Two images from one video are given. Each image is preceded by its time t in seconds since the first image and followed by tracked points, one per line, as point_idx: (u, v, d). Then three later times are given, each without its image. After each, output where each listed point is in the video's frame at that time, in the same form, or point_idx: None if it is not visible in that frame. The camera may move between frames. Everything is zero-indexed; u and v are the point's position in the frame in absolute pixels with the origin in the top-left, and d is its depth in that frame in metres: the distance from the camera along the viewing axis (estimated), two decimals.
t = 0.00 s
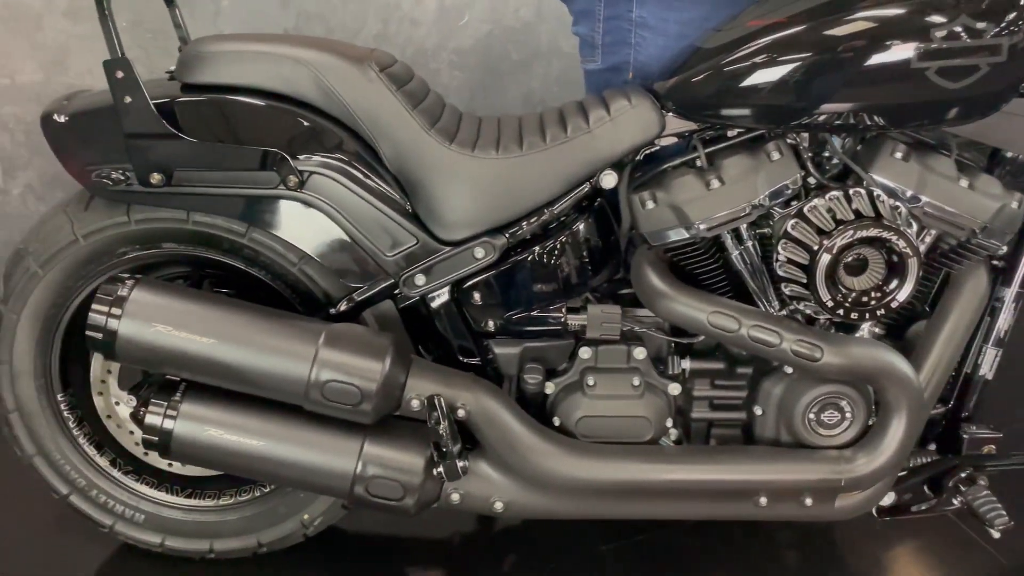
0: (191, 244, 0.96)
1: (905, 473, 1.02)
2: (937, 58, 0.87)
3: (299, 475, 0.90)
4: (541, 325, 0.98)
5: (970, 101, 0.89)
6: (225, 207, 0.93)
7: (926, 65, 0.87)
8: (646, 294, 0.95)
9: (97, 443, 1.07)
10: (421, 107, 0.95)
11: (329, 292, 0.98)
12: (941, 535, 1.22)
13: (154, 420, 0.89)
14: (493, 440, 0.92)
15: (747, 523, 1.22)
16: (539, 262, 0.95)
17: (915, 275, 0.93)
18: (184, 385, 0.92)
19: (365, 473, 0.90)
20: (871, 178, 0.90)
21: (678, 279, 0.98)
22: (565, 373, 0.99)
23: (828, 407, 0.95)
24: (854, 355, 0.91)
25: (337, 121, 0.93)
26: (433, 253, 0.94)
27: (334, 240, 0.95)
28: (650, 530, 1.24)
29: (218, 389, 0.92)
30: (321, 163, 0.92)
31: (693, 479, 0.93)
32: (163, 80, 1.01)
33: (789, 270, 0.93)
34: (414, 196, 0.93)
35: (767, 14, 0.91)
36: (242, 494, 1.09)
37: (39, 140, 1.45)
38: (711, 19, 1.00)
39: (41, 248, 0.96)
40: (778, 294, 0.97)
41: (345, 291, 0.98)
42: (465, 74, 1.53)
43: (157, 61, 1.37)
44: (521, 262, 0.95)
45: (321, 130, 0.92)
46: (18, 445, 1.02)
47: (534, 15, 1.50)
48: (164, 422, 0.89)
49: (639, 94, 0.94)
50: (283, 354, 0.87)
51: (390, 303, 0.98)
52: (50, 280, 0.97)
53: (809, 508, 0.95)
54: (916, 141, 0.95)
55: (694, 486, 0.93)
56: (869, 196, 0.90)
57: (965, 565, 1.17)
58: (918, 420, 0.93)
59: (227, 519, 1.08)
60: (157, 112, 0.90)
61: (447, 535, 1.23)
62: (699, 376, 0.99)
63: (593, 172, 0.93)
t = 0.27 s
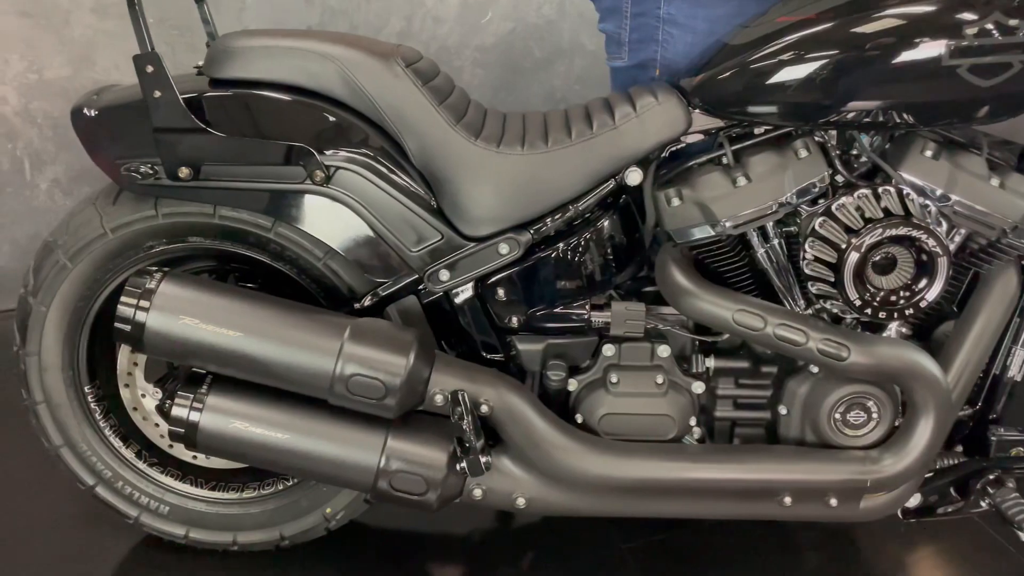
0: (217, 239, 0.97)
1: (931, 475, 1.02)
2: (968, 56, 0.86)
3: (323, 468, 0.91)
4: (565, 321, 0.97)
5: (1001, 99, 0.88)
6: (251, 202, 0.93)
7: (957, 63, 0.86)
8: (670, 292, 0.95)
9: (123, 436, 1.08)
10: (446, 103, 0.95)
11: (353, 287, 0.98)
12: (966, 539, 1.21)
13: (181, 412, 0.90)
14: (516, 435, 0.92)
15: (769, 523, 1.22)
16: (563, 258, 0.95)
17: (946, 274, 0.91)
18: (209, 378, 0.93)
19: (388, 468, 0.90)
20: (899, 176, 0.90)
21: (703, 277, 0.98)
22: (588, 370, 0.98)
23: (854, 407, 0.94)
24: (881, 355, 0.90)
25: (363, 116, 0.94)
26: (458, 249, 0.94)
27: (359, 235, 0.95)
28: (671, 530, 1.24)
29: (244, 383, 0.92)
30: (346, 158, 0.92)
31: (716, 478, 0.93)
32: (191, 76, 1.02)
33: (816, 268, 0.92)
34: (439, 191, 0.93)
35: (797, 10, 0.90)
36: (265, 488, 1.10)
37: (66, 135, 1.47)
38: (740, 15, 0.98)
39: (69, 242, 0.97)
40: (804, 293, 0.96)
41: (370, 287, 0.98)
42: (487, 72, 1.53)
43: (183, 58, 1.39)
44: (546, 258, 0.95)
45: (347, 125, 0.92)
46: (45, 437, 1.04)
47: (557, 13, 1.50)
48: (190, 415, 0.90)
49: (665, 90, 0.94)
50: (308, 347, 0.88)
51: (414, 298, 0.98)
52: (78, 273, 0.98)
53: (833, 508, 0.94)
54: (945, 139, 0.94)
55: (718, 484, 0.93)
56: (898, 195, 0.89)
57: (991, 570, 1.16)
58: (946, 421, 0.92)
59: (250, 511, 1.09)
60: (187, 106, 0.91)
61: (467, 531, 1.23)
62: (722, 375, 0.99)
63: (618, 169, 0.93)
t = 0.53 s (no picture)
0: (247, 233, 0.98)
1: (960, 474, 1.01)
2: (999, 53, 0.85)
3: (349, 461, 0.92)
4: (592, 317, 0.98)
5: None
6: (280, 196, 0.94)
7: (988, 60, 0.85)
8: (698, 289, 0.95)
9: (151, 427, 1.10)
10: (474, 98, 0.95)
11: (380, 282, 0.99)
12: (992, 540, 1.20)
13: (211, 404, 0.91)
14: (541, 430, 0.92)
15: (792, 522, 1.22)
16: (589, 255, 0.95)
17: (975, 273, 0.92)
18: (238, 370, 0.94)
19: (415, 461, 0.91)
20: (929, 174, 0.89)
21: (731, 274, 0.98)
22: (614, 366, 0.98)
23: (883, 406, 0.94)
24: (910, 353, 0.90)
25: (392, 112, 0.94)
26: (485, 244, 0.94)
27: (387, 230, 0.95)
28: (693, 527, 1.24)
29: (272, 376, 0.93)
30: (375, 153, 0.93)
31: (742, 476, 0.93)
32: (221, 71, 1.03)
33: (845, 266, 0.92)
34: (467, 187, 0.93)
35: (826, 6, 0.90)
36: (290, 480, 1.11)
37: (94, 131, 1.49)
38: (768, 11, 0.98)
39: (100, 235, 0.98)
40: (831, 292, 0.96)
41: (396, 282, 0.98)
42: (510, 69, 1.54)
43: (209, 55, 1.40)
44: (572, 254, 0.95)
45: (376, 120, 0.93)
46: (76, 427, 1.05)
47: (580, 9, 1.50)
48: (219, 407, 0.91)
49: (693, 87, 0.94)
50: (337, 341, 0.89)
51: (441, 293, 0.98)
52: (109, 266, 0.99)
53: (860, 508, 0.94)
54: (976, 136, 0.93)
55: (743, 482, 0.93)
56: (929, 192, 0.89)
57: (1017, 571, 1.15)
58: (975, 420, 0.92)
59: (276, 503, 1.10)
60: (218, 101, 0.92)
61: (488, 526, 1.24)
62: (749, 372, 0.99)
63: (646, 165, 0.93)
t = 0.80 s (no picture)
0: (273, 223, 0.98)
1: (990, 471, 1.00)
2: None
3: (376, 451, 0.92)
4: (618, 309, 0.97)
5: None
6: (307, 186, 0.94)
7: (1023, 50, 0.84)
8: (725, 281, 0.94)
9: (177, 416, 1.10)
10: (501, 89, 0.95)
11: (406, 273, 0.98)
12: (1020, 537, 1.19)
13: (238, 393, 0.92)
14: (568, 422, 0.92)
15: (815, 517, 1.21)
16: (616, 247, 0.94)
17: (1011, 266, 0.90)
18: (265, 360, 0.94)
19: (441, 452, 0.91)
20: (963, 166, 0.88)
21: (760, 266, 0.97)
22: (639, 359, 0.98)
23: (913, 400, 0.93)
24: (942, 347, 0.89)
25: (419, 102, 0.94)
26: (512, 235, 0.94)
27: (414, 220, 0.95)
28: (715, 522, 1.24)
29: (299, 365, 0.94)
30: (403, 143, 0.93)
31: (769, 469, 0.92)
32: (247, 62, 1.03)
33: (876, 258, 0.91)
34: (494, 177, 0.93)
35: None
36: (314, 470, 1.11)
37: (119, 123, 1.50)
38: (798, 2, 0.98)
39: (128, 224, 0.99)
40: (861, 284, 0.96)
41: (422, 273, 0.98)
42: (532, 62, 1.53)
43: (233, 46, 1.40)
44: (600, 246, 0.94)
45: (403, 111, 0.93)
46: (103, 415, 1.06)
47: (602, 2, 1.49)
48: (247, 396, 0.91)
49: (723, 77, 0.93)
50: (364, 331, 0.89)
51: (468, 285, 0.98)
52: (136, 256, 0.99)
53: (889, 503, 0.93)
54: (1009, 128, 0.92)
55: (770, 476, 0.92)
56: (963, 184, 0.88)
57: None
58: (1007, 414, 0.90)
59: (300, 493, 1.11)
60: (246, 91, 0.92)
61: (510, 519, 1.24)
62: (776, 365, 0.98)
63: (674, 156, 0.93)
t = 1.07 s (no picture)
0: (296, 211, 0.97)
1: None
2: None
3: (400, 442, 0.91)
4: (646, 301, 0.95)
5: None
6: (331, 173, 0.93)
7: None
8: (755, 272, 0.92)
9: (198, 405, 1.10)
10: (528, 76, 0.93)
11: (429, 263, 0.97)
12: None
13: (260, 383, 0.91)
14: (595, 415, 0.91)
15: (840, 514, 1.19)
16: (644, 237, 0.93)
17: None
18: (288, 350, 0.93)
19: (465, 444, 0.90)
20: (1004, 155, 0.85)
21: (791, 258, 0.95)
22: (667, 351, 0.96)
23: (948, 394, 0.91)
24: (979, 341, 0.87)
25: (444, 89, 0.92)
26: (538, 225, 0.92)
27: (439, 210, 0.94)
28: (738, 517, 1.22)
29: (322, 355, 0.93)
30: (429, 131, 0.91)
31: (799, 464, 0.91)
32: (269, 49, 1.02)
33: (913, 250, 0.90)
34: (521, 166, 0.91)
35: None
36: (335, 461, 1.11)
37: (138, 112, 1.50)
38: None
39: (150, 212, 0.98)
40: (894, 277, 0.93)
41: (445, 262, 0.97)
42: (552, 51, 1.51)
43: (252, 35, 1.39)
44: (627, 236, 0.92)
45: (428, 97, 0.91)
46: (124, 404, 1.06)
47: None
48: (269, 386, 0.90)
49: (755, 64, 0.91)
50: (388, 321, 0.87)
51: (491, 275, 0.97)
52: (158, 244, 0.99)
53: (922, 500, 0.91)
54: None
55: (800, 470, 0.91)
56: (1004, 174, 0.85)
57: None
58: None
59: (321, 484, 1.10)
60: (271, 78, 0.91)
61: (530, 512, 1.23)
62: (806, 359, 0.96)
63: (704, 144, 0.91)
